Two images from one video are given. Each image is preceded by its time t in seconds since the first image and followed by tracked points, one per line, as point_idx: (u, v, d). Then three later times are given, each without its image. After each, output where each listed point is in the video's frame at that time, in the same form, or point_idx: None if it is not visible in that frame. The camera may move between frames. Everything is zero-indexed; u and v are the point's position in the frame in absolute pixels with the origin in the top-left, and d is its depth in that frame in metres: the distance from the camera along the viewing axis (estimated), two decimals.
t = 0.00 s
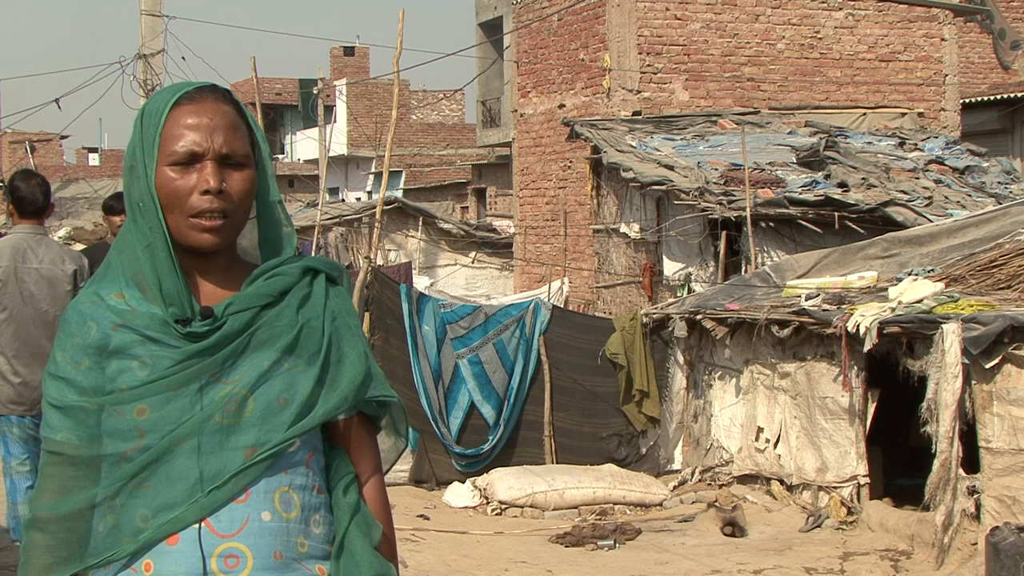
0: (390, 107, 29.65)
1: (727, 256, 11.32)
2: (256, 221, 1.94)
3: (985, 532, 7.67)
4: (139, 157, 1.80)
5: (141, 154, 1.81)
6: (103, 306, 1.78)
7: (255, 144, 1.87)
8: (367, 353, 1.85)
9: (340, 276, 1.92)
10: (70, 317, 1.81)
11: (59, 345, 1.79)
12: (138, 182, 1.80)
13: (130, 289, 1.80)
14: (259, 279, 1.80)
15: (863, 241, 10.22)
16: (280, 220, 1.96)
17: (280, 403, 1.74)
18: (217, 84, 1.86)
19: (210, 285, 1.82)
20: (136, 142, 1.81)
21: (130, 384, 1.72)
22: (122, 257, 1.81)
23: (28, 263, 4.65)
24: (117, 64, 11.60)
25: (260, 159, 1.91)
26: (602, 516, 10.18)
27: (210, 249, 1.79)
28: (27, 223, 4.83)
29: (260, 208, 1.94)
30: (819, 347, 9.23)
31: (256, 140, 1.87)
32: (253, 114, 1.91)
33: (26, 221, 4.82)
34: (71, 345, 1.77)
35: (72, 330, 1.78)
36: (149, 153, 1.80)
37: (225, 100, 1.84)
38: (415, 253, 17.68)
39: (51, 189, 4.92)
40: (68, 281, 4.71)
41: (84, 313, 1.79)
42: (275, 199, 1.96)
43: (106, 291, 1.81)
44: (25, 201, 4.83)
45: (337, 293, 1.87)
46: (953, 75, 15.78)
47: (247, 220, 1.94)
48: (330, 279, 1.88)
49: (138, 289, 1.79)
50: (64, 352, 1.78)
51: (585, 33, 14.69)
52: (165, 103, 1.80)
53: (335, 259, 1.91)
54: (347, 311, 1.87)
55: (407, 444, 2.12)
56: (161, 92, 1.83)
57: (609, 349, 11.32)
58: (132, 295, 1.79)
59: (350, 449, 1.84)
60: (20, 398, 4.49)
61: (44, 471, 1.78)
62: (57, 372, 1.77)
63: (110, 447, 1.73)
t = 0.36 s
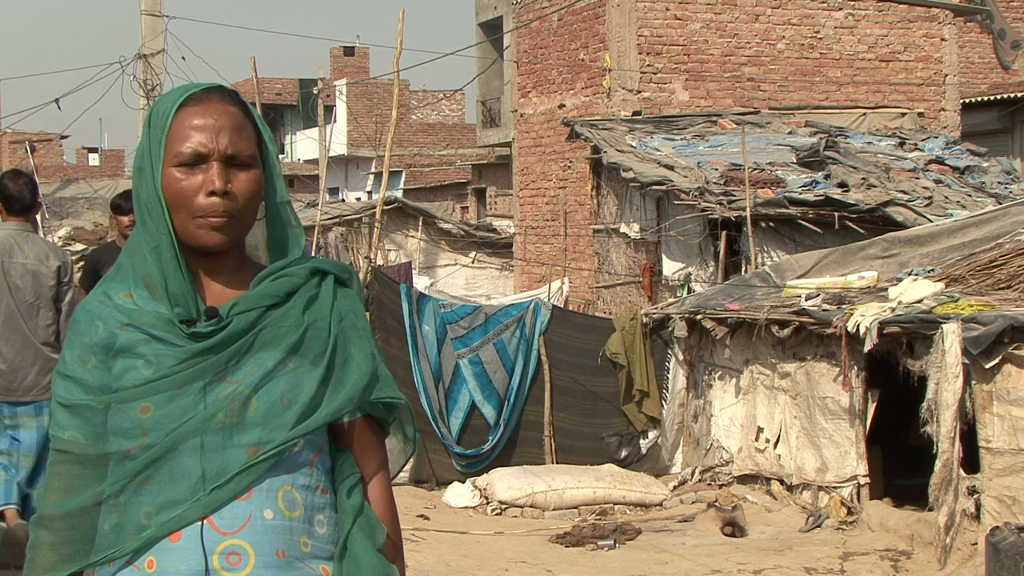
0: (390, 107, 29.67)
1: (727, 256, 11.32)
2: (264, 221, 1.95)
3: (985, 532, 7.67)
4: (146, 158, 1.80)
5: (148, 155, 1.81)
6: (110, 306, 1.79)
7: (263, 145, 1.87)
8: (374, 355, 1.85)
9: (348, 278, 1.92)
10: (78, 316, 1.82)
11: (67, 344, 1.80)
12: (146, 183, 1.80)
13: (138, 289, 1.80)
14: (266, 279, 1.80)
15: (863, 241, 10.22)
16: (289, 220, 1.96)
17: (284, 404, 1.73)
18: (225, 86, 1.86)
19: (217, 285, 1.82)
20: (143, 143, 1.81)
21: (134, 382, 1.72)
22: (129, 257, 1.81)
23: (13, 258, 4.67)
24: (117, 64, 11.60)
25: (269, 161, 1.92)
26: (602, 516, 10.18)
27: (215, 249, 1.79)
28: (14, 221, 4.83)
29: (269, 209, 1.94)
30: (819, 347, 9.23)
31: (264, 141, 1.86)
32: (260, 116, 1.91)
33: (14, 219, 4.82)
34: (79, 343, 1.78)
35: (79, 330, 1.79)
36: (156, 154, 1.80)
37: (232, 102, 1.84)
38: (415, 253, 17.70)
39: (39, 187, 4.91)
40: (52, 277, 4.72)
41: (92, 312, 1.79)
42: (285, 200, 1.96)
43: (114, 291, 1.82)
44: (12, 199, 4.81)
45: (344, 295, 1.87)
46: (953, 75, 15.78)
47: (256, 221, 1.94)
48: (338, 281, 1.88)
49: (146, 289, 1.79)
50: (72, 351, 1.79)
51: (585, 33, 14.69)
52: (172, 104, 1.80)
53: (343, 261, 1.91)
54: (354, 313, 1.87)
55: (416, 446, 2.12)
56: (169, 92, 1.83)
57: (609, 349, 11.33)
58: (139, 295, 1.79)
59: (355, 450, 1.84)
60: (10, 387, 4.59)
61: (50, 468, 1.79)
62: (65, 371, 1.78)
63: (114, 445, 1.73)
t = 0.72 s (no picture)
0: (389, 108, 29.66)
1: (727, 256, 11.32)
2: (271, 222, 1.95)
3: (985, 532, 7.67)
4: (153, 159, 1.80)
5: (155, 156, 1.80)
6: (116, 306, 1.79)
7: (269, 146, 1.87)
8: (380, 356, 1.85)
9: (354, 279, 1.92)
10: (83, 317, 1.81)
11: (72, 345, 1.80)
12: (153, 184, 1.79)
13: (143, 289, 1.80)
14: (272, 280, 1.80)
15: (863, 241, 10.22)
16: (296, 221, 1.96)
17: (289, 405, 1.73)
18: (231, 86, 1.86)
19: (223, 286, 1.82)
20: (149, 144, 1.80)
21: (140, 383, 1.72)
22: (136, 257, 1.81)
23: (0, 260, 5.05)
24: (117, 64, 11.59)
25: (275, 161, 1.91)
26: (602, 516, 10.18)
27: (222, 251, 1.79)
28: None
29: (275, 209, 1.95)
30: (819, 347, 9.23)
31: (271, 141, 1.86)
32: (267, 116, 1.91)
33: None
34: (84, 344, 1.78)
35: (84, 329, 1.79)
36: (163, 155, 1.80)
37: (239, 103, 1.84)
38: (415, 253, 17.71)
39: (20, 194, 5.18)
40: (38, 280, 5.10)
41: (97, 313, 1.79)
42: (291, 200, 1.96)
43: (119, 291, 1.81)
44: None
45: (350, 295, 1.87)
46: (953, 75, 15.78)
47: (263, 221, 1.94)
48: (343, 281, 1.88)
49: (151, 290, 1.79)
50: (77, 351, 1.78)
51: (585, 33, 14.69)
52: (179, 104, 1.80)
53: (349, 262, 1.91)
54: (360, 313, 1.87)
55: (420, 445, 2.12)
56: (175, 93, 1.83)
57: (609, 349, 11.34)
58: (144, 295, 1.79)
59: (360, 451, 1.84)
60: None
61: (56, 469, 1.79)
62: (70, 371, 1.78)
63: (120, 445, 1.73)
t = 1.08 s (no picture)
0: (389, 108, 29.68)
1: (727, 256, 11.32)
2: (277, 223, 1.95)
3: (985, 532, 7.67)
4: (156, 159, 1.80)
5: (158, 155, 1.81)
6: (120, 306, 1.79)
7: (274, 146, 1.87)
8: (384, 357, 1.86)
9: (358, 279, 1.92)
10: (86, 317, 1.81)
11: (75, 345, 1.80)
12: (156, 183, 1.80)
13: (148, 289, 1.80)
14: (276, 280, 1.80)
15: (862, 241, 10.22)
16: (303, 221, 1.96)
17: (292, 406, 1.73)
18: (234, 86, 1.86)
19: (226, 287, 1.82)
20: (152, 144, 1.81)
21: (143, 384, 1.72)
22: (140, 256, 1.81)
23: None
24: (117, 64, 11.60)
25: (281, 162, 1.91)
26: (602, 516, 10.18)
27: (224, 251, 1.78)
28: None
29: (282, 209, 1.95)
30: (819, 347, 9.23)
31: (275, 141, 1.86)
32: (271, 117, 1.91)
33: None
34: (88, 343, 1.78)
35: (88, 329, 1.79)
36: (166, 155, 1.80)
37: (243, 103, 1.84)
38: (415, 253, 17.72)
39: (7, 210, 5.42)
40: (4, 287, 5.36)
41: (101, 312, 1.79)
42: (297, 200, 1.97)
43: (123, 291, 1.81)
44: None
45: (354, 295, 1.87)
46: (953, 75, 15.79)
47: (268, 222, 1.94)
48: (348, 282, 1.88)
49: (155, 289, 1.79)
50: (81, 351, 1.78)
51: (585, 33, 14.69)
52: (183, 104, 1.80)
53: (353, 261, 1.91)
54: (364, 314, 1.87)
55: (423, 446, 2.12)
56: (179, 93, 1.83)
57: (609, 349, 11.35)
58: (149, 295, 1.79)
59: (364, 452, 1.84)
60: None
61: (58, 469, 1.79)
62: (73, 371, 1.78)
63: (123, 445, 1.73)
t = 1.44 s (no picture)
0: (389, 107, 29.68)
1: (727, 256, 11.32)
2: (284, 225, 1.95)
3: (985, 532, 7.67)
4: (164, 158, 1.80)
5: (165, 155, 1.81)
6: (126, 305, 1.79)
7: (282, 147, 1.88)
8: (389, 358, 1.86)
9: (364, 280, 1.92)
10: (93, 316, 1.81)
11: (82, 343, 1.80)
12: (163, 183, 1.80)
13: (154, 289, 1.80)
14: (282, 281, 1.80)
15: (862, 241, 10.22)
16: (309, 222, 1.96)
17: (295, 407, 1.73)
18: (243, 86, 1.87)
19: (233, 286, 1.82)
20: (160, 144, 1.81)
21: (147, 383, 1.72)
22: (147, 256, 1.81)
23: None
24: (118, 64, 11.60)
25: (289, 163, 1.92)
26: (602, 516, 10.18)
27: (232, 251, 1.78)
28: None
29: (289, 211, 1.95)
30: (819, 347, 9.23)
31: (282, 142, 1.86)
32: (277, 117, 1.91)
33: None
34: (94, 342, 1.78)
35: (95, 328, 1.79)
36: (174, 156, 1.80)
37: (250, 103, 1.84)
38: (415, 253, 17.72)
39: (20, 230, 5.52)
40: None
41: (108, 311, 1.79)
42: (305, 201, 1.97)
43: (130, 290, 1.81)
44: None
45: (359, 296, 1.87)
46: (953, 75, 15.79)
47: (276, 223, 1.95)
48: (354, 282, 1.89)
49: (162, 288, 1.79)
50: (87, 350, 1.78)
51: (585, 33, 14.68)
52: (190, 104, 1.81)
53: (360, 262, 1.92)
54: (370, 315, 1.87)
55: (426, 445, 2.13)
56: (188, 93, 1.83)
57: (609, 349, 11.36)
58: (155, 295, 1.79)
59: (368, 452, 1.85)
60: None
61: (64, 467, 1.79)
62: (79, 369, 1.78)
63: (127, 444, 1.74)
